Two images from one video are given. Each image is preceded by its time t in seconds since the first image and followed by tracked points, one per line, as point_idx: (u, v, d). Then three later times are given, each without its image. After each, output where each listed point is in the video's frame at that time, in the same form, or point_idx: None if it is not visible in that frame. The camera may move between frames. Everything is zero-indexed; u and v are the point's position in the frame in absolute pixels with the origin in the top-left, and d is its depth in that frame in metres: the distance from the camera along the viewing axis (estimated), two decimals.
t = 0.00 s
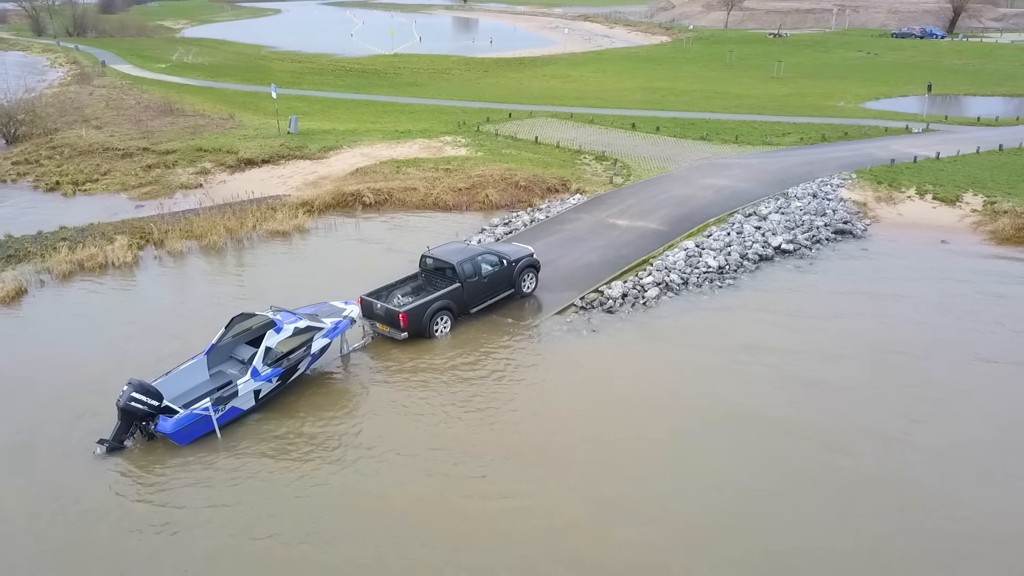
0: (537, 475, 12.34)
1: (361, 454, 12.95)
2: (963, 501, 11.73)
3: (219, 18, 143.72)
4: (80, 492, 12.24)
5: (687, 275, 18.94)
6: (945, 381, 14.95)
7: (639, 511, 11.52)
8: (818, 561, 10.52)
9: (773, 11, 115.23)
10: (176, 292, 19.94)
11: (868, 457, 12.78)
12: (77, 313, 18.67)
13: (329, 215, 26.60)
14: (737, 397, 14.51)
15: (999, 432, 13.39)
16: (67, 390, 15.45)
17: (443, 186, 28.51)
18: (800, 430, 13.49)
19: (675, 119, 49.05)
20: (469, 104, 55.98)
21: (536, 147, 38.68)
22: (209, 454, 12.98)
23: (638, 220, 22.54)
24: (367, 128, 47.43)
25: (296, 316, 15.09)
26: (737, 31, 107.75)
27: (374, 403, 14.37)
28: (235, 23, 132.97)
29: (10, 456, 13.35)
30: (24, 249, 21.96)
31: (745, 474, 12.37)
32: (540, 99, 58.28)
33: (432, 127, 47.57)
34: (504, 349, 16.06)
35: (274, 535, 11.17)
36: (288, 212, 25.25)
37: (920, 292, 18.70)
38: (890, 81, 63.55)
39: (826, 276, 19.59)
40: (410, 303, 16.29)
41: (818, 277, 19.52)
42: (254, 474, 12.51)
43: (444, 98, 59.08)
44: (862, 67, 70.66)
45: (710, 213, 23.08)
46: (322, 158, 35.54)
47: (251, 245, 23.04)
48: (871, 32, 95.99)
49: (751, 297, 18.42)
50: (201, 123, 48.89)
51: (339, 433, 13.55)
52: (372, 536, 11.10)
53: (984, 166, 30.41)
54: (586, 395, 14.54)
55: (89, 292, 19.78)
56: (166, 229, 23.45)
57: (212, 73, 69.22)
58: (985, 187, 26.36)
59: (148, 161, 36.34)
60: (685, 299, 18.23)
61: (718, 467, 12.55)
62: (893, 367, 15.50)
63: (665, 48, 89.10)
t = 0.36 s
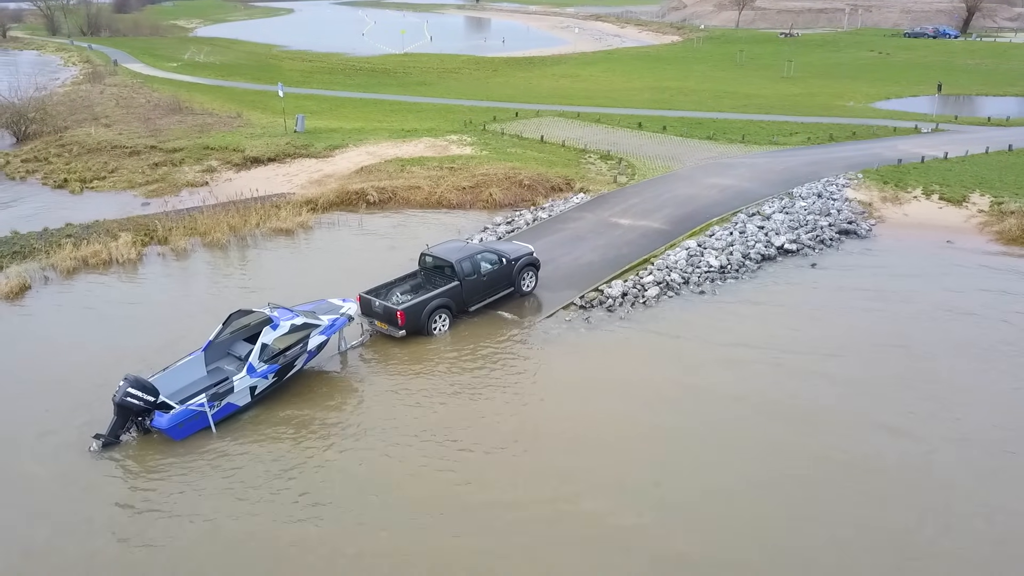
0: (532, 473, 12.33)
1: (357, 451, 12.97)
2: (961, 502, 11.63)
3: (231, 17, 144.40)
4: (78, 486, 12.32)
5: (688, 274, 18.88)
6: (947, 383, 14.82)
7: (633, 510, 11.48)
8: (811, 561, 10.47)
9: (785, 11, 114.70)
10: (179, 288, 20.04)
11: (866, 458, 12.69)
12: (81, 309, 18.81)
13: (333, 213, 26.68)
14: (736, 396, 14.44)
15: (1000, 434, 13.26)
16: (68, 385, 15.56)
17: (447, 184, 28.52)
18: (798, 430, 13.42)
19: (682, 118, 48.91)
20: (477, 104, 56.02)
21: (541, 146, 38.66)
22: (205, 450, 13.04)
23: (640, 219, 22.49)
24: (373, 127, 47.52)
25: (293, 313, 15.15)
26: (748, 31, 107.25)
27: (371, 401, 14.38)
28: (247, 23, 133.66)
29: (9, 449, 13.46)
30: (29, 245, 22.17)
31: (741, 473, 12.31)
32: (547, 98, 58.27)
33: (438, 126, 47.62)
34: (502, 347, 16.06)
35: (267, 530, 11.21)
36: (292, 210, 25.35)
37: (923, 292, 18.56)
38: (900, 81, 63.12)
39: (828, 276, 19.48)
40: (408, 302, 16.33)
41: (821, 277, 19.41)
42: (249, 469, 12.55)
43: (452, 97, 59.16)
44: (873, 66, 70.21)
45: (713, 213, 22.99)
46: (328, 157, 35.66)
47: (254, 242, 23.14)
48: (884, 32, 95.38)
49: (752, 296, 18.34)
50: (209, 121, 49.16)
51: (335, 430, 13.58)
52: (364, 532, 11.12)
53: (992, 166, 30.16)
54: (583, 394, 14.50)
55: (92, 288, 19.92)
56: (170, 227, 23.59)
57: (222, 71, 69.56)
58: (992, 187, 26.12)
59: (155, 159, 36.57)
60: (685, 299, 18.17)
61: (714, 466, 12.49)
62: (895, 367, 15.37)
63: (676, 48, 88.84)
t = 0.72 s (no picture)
0: (527, 471, 12.32)
1: (353, 448, 13.01)
2: (959, 504, 11.53)
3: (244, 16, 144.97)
4: (75, 480, 12.42)
5: (690, 274, 18.83)
6: (949, 385, 14.70)
7: (627, 508, 11.45)
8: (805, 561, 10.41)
9: (797, 10, 114.05)
10: (181, 286, 20.16)
11: (864, 459, 12.62)
12: (84, 305, 18.95)
13: (338, 211, 26.76)
14: (734, 397, 14.39)
15: (1001, 437, 13.15)
16: (69, 380, 15.68)
17: (451, 183, 28.53)
18: (796, 431, 13.35)
19: (690, 118, 48.74)
20: (484, 103, 56.01)
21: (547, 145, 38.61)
22: (202, 446, 13.11)
23: (643, 219, 22.42)
24: (380, 126, 47.61)
25: (291, 311, 15.22)
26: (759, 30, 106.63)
27: (368, 398, 14.42)
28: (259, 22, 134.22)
29: (10, 443, 13.58)
30: (36, 242, 22.37)
31: (736, 473, 12.26)
32: (555, 98, 58.21)
33: (445, 124, 47.66)
34: (500, 346, 16.07)
35: (261, 525, 11.27)
36: (296, 208, 25.44)
37: (928, 294, 18.40)
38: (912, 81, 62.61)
39: (832, 276, 19.35)
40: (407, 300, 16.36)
41: (824, 277, 19.30)
42: (244, 465, 12.61)
43: (460, 96, 59.17)
44: (886, 66, 69.67)
45: (717, 213, 22.90)
46: (334, 155, 35.77)
47: (258, 240, 23.25)
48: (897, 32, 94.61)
49: (754, 296, 18.26)
50: (218, 120, 49.40)
51: (332, 427, 13.61)
52: (358, 528, 11.15)
53: (1002, 167, 29.86)
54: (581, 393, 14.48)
55: (96, 284, 20.07)
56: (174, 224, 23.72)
57: (232, 70, 69.86)
58: (1001, 188, 25.86)
59: (163, 157, 36.79)
60: (686, 298, 18.12)
61: (710, 465, 12.45)
62: (896, 369, 15.27)
63: (686, 48, 88.51)
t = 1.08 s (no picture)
0: (522, 470, 12.31)
1: (348, 445, 13.05)
2: (957, 506, 11.43)
3: (256, 15, 145.54)
4: (72, 476, 12.51)
5: (691, 274, 18.77)
6: (950, 386, 14.59)
7: (619, 507, 11.44)
8: (798, 561, 10.36)
9: (808, 11, 113.48)
10: (183, 283, 20.27)
11: (862, 459, 12.53)
12: (87, 302, 19.09)
13: (341, 210, 26.84)
14: (731, 397, 14.33)
15: (1001, 438, 13.04)
16: (70, 376, 15.79)
17: (455, 182, 28.54)
18: (792, 429, 13.32)
19: (697, 118, 48.58)
20: (491, 102, 56.02)
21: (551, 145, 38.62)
22: (197, 442, 13.18)
23: (645, 218, 22.38)
24: (386, 125, 47.73)
25: (288, 309, 15.29)
26: (770, 29, 106.11)
27: (365, 396, 14.46)
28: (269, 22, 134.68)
29: (9, 438, 13.69)
30: (41, 239, 22.57)
31: (730, 472, 12.24)
32: (563, 97, 58.18)
33: (451, 124, 47.71)
34: (498, 345, 16.08)
35: (254, 520, 11.32)
36: (299, 207, 25.54)
37: (931, 294, 18.27)
38: (923, 81, 62.18)
39: (834, 276, 19.26)
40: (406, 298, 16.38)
41: (826, 278, 19.20)
42: (239, 461, 12.66)
43: (467, 95, 59.26)
44: (896, 66, 69.23)
45: (720, 213, 22.82)
46: (339, 154, 35.86)
47: (261, 239, 23.37)
48: (908, 32, 93.99)
49: (754, 297, 18.17)
50: (225, 118, 49.62)
51: (328, 424, 13.66)
52: (350, 525, 11.17)
53: (1011, 167, 29.59)
54: (579, 393, 14.44)
55: (100, 282, 20.20)
56: (178, 222, 23.85)
57: (242, 70, 70.19)
58: (1008, 189, 25.63)
59: (169, 155, 37.01)
60: (687, 299, 18.06)
61: (705, 465, 12.41)
62: (896, 370, 15.15)
63: (696, 48, 88.28)
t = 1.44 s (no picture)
0: (517, 468, 12.32)
1: (344, 443, 13.09)
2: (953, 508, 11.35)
3: (267, 15, 146.25)
4: (70, 472, 12.62)
5: (692, 274, 18.73)
6: (951, 388, 14.48)
7: (612, 506, 11.42)
8: (790, 560, 10.33)
9: (820, 11, 112.82)
10: (186, 281, 20.39)
11: (859, 461, 12.47)
12: (91, 299, 19.25)
13: (345, 208, 26.94)
14: (729, 397, 14.29)
15: (1001, 441, 12.94)
16: (72, 372, 15.93)
17: (459, 181, 28.57)
18: (790, 430, 13.25)
19: (705, 118, 48.43)
20: (499, 102, 56.05)
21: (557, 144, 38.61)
22: (194, 439, 13.27)
23: (648, 218, 22.35)
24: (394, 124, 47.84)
25: (286, 306, 15.38)
26: (781, 29, 105.56)
27: (363, 394, 14.51)
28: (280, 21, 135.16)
29: (9, 434, 13.83)
30: (48, 236, 22.79)
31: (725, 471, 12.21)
32: (571, 97, 58.13)
33: (458, 123, 47.75)
34: (496, 344, 16.09)
35: (248, 516, 11.39)
36: (304, 205, 25.65)
37: (935, 296, 18.14)
38: (935, 81, 61.70)
39: (837, 277, 19.16)
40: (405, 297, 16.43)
41: (828, 279, 19.11)
42: (235, 458, 12.74)
43: (476, 95, 59.32)
44: (908, 66, 68.75)
45: (723, 213, 22.75)
46: (345, 153, 35.98)
47: (264, 237, 23.49)
48: (921, 33, 93.26)
49: (756, 297, 18.11)
50: (234, 117, 49.87)
51: (324, 422, 13.72)
52: (344, 522, 11.21)
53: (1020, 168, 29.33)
54: (576, 392, 14.43)
55: (105, 279, 20.37)
56: (183, 220, 24.01)
57: (252, 69, 70.52)
58: (1016, 190, 25.42)
59: (177, 154, 37.25)
60: (687, 299, 18.02)
61: (700, 464, 12.38)
62: (897, 372, 15.06)
63: (706, 48, 87.97)
